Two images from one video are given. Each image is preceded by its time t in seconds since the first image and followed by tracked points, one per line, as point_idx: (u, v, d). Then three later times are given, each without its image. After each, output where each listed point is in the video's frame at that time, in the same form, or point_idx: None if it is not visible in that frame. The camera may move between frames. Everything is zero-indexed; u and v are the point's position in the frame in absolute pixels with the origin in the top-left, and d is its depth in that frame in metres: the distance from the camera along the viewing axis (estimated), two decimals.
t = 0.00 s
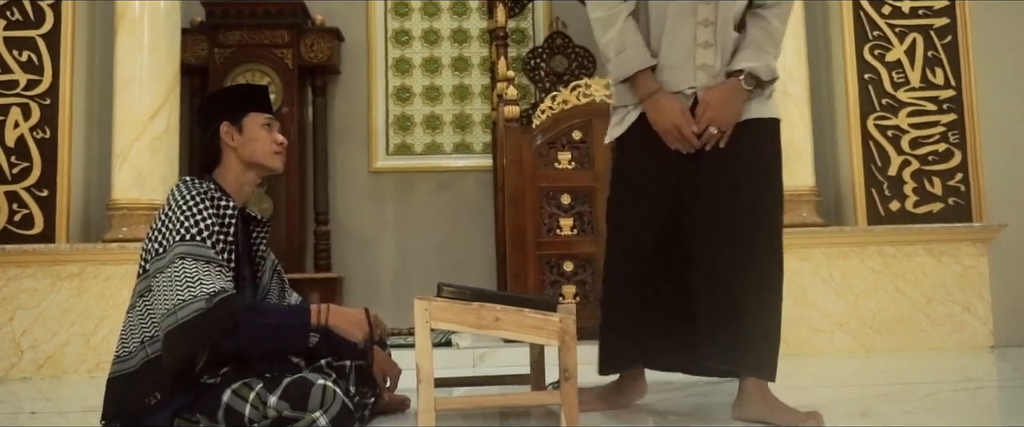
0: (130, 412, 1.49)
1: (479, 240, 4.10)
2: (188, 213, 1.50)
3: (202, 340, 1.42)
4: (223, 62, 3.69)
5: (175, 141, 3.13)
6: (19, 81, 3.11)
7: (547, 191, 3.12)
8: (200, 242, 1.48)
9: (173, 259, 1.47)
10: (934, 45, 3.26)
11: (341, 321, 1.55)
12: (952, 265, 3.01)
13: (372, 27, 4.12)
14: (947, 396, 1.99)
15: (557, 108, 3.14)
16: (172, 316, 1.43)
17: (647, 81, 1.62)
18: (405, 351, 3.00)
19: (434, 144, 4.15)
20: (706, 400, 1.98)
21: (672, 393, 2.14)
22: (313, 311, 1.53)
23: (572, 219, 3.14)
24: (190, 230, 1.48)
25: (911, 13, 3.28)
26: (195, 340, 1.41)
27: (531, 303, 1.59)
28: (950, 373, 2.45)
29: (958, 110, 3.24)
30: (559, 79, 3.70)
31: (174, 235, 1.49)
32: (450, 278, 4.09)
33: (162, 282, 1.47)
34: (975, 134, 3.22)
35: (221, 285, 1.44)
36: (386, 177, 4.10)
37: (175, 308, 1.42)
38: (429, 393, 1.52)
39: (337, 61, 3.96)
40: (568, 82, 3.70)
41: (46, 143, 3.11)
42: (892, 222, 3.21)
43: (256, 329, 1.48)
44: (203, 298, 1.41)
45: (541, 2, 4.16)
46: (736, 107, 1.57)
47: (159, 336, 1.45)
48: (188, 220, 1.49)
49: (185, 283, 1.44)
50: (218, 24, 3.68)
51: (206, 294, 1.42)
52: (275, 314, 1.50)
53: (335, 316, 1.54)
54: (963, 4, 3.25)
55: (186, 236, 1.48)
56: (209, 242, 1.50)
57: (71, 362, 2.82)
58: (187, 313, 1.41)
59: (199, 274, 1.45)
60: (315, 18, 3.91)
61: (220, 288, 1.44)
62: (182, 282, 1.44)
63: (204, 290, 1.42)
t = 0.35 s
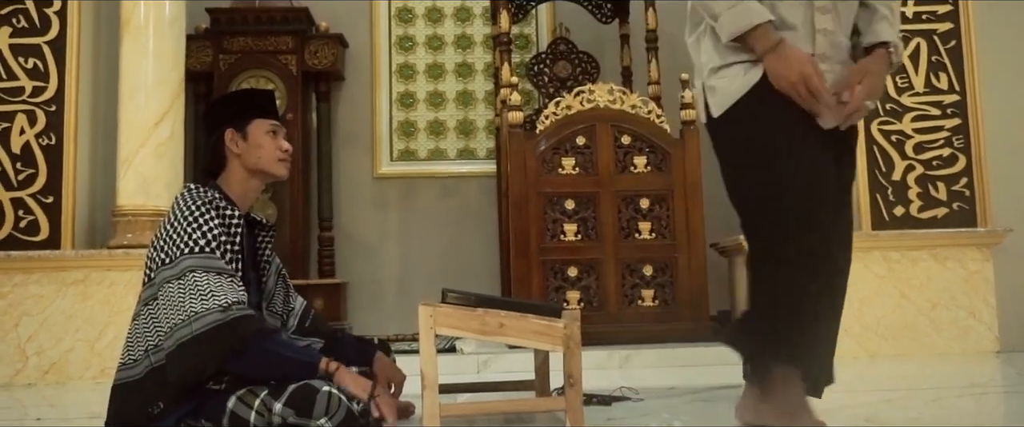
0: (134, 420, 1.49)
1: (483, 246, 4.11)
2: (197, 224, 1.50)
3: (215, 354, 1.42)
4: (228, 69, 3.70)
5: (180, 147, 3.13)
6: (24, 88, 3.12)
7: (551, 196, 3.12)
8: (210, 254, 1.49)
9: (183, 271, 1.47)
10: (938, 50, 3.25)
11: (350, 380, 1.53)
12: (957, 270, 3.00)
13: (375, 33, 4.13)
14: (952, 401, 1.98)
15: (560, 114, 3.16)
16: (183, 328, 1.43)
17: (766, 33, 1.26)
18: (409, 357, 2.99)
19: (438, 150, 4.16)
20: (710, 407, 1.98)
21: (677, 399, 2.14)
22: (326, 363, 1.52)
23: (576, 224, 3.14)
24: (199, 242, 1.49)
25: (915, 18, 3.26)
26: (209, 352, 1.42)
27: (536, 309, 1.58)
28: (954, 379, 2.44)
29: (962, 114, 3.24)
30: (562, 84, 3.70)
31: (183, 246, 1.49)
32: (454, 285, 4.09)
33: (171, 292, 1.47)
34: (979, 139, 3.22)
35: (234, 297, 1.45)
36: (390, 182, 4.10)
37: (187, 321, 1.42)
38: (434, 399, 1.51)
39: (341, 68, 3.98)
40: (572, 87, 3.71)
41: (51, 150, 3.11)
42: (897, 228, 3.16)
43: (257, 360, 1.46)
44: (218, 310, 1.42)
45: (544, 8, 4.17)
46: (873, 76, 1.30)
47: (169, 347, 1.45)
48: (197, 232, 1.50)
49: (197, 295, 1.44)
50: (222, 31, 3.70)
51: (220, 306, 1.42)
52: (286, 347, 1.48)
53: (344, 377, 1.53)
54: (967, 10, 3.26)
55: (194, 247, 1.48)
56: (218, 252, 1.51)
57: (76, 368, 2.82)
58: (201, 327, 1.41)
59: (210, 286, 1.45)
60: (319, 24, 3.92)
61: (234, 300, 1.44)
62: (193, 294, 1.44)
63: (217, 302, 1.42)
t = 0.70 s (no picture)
0: None
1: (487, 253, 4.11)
2: (203, 235, 1.50)
3: (220, 370, 1.43)
4: (231, 78, 3.72)
5: (184, 155, 3.15)
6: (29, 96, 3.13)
7: (554, 203, 3.11)
8: (217, 266, 1.49)
9: (190, 283, 1.47)
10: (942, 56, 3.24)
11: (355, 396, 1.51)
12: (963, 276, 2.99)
13: (378, 42, 4.15)
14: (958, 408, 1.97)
15: (564, 120, 3.16)
16: (189, 341, 1.43)
17: None
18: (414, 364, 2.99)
19: (441, 157, 4.16)
20: (714, 415, 1.97)
21: (680, 407, 2.14)
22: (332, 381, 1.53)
23: (580, 231, 3.13)
24: (206, 254, 1.49)
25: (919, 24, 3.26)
26: (215, 367, 1.43)
27: (539, 316, 1.56)
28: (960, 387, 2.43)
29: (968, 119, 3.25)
30: (565, 91, 3.71)
31: (189, 257, 1.49)
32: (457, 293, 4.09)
33: (176, 304, 1.48)
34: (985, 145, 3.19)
35: (241, 312, 1.45)
36: (393, 190, 4.11)
37: (193, 335, 1.43)
38: (439, 407, 1.53)
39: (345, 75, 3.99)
40: (575, 95, 3.71)
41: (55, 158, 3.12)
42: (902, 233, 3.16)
43: (263, 376, 1.46)
44: (225, 326, 1.42)
45: (546, 16, 4.18)
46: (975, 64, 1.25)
47: (173, 359, 1.45)
48: (203, 243, 1.50)
49: (204, 308, 1.44)
50: (226, 39, 3.71)
51: (227, 321, 1.43)
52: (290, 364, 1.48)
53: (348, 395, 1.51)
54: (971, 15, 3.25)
55: (201, 260, 1.48)
56: (225, 265, 1.51)
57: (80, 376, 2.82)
58: (209, 342, 1.42)
59: (216, 299, 1.45)
60: (322, 33, 3.93)
61: (241, 315, 1.44)
62: (199, 308, 1.44)
63: (225, 317, 1.43)
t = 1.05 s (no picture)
0: None
1: (488, 268, 4.11)
2: (205, 249, 1.51)
3: (223, 381, 1.42)
4: (232, 94, 3.73)
5: (186, 171, 3.14)
6: (32, 114, 3.15)
7: (556, 218, 3.11)
8: (219, 279, 1.49)
9: (191, 296, 1.47)
10: (941, 69, 3.24)
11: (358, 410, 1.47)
12: (964, 290, 2.99)
13: (379, 58, 4.16)
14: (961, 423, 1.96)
15: (565, 136, 3.16)
16: (192, 353, 1.43)
17: None
18: (416, 380, 2.98)
19: (442, 172, 4.16)
20: None
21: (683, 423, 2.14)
22: (332, 394, 1.49)
23: (581, 246, 3.13)
24: (208, 267, 1.49)
25: (918, 38, 3.27)
26: (218, 379, 1.41)
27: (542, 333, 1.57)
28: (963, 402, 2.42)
29: (968, 133, 3.22)
30: (566, 106, 3.72)
31: (191, 271, 1.49)
32: (459, 308, 4.08)
33: (178, 317, 1.47)
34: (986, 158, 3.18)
35: (244, 323, 1.44)
36: (393, 205, 4.11)
37: (195, 346, 1.42)
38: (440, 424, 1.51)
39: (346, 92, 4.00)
40: (575, 110, 3.72)
41: (57, 175, 3.13)
42: (904, 247, 3.16)
43: (265, 388, 1.46)
44: (228, 337, 1.41)
45: (546, 31, 4.20)
46: None
47: (175, 372, 1.44)
48: (205, 257, 1.50)
49: (206, 321, 1.44)
50: (227, 56, 3.73)
51: (229, 331, 1.42)
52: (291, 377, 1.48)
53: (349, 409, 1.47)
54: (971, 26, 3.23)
55: (203, 272, 1.48)
56: (227, 278, 1.51)
57: (81, 394, 2.82)
58: (211, 352, 1.41)
59: (218, 310, 1.45)
60: (323, 48, 3.95)
61: (243, 325, 1.44)
62: (201, 320, 1.44)
63: (227, 328, 1.42)
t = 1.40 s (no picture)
0: None
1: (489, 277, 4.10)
2: (207, 254, 1.51)
3: (226, 383, 1.41)
4: (233, 103, 3.74)
5: (187, 181, 3.14)
6: (33, 124, 3.16)
7: (557, 226, 3.11)
8: (221, 283, 1.49)
9: (193, 302, 1.47)
10: (941, 77, 3.24)
11: (360, 416, 1.42)
12: (966, 297, 2.98)
13: (380, 67, 4.18)
14: None
15: (565, 145, 3.16)
16: (196, 356, 1.43)
17: None
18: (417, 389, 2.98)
19: (443, 181, 4.17)
20: None
21: None
22: (333, 395, 1.44)
23: (582, 254, 3.13)
24: (210, 272, 1.49)
25: (918, 46, 3.27)
26: (221, 380, 1.41)
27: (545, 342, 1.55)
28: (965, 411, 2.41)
29: (969, 141, 3.21)
30: (566, 115, 3.72)
31: (193, 277, 1.49)
32: (460, 317, 4.08)
33: (180, 323, 1.47)
34: (986, 165, 3.17)
35: (246, 324, 1.45)
36: (393, 214, 4.11)
37: (199, 349, 1.42)
38: None
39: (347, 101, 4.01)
40: (575, 118, 3.72)
41: (58, 185, 3.13)
42: (905, 255, 3.15)
43: (267, 388, 1.45)
44: (231, 338, 1.41)
45: (547, 40, 4.21)
46: None
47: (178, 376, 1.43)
48: (207, 262, 1.50)
49: (208, 324, 1.44)
50: (228, 65, 3.74)
51: (232, 332, 1.42)
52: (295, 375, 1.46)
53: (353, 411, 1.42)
54: (971, 33, 3.23)
55: (205, 277, 1.49)
56: (229, 282, 1.51)
57: (82, 404, 2.81)
58: (215, 353, 1.41)
59: (221, 313, 1.45)
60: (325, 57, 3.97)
61: (246, 327, 1.44)
62: (204, 323, 1.44)
63: (230, 329, 1.43)
